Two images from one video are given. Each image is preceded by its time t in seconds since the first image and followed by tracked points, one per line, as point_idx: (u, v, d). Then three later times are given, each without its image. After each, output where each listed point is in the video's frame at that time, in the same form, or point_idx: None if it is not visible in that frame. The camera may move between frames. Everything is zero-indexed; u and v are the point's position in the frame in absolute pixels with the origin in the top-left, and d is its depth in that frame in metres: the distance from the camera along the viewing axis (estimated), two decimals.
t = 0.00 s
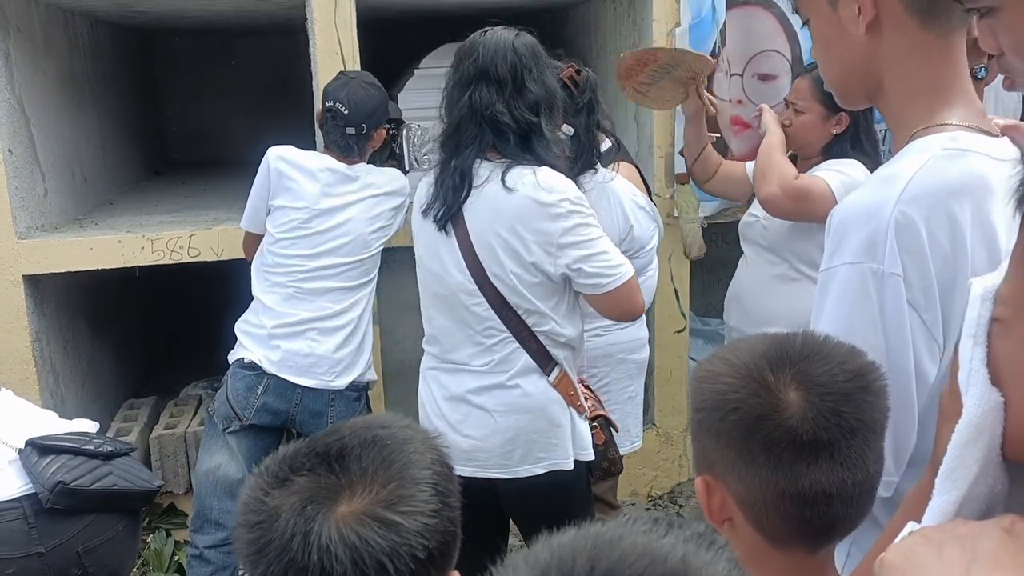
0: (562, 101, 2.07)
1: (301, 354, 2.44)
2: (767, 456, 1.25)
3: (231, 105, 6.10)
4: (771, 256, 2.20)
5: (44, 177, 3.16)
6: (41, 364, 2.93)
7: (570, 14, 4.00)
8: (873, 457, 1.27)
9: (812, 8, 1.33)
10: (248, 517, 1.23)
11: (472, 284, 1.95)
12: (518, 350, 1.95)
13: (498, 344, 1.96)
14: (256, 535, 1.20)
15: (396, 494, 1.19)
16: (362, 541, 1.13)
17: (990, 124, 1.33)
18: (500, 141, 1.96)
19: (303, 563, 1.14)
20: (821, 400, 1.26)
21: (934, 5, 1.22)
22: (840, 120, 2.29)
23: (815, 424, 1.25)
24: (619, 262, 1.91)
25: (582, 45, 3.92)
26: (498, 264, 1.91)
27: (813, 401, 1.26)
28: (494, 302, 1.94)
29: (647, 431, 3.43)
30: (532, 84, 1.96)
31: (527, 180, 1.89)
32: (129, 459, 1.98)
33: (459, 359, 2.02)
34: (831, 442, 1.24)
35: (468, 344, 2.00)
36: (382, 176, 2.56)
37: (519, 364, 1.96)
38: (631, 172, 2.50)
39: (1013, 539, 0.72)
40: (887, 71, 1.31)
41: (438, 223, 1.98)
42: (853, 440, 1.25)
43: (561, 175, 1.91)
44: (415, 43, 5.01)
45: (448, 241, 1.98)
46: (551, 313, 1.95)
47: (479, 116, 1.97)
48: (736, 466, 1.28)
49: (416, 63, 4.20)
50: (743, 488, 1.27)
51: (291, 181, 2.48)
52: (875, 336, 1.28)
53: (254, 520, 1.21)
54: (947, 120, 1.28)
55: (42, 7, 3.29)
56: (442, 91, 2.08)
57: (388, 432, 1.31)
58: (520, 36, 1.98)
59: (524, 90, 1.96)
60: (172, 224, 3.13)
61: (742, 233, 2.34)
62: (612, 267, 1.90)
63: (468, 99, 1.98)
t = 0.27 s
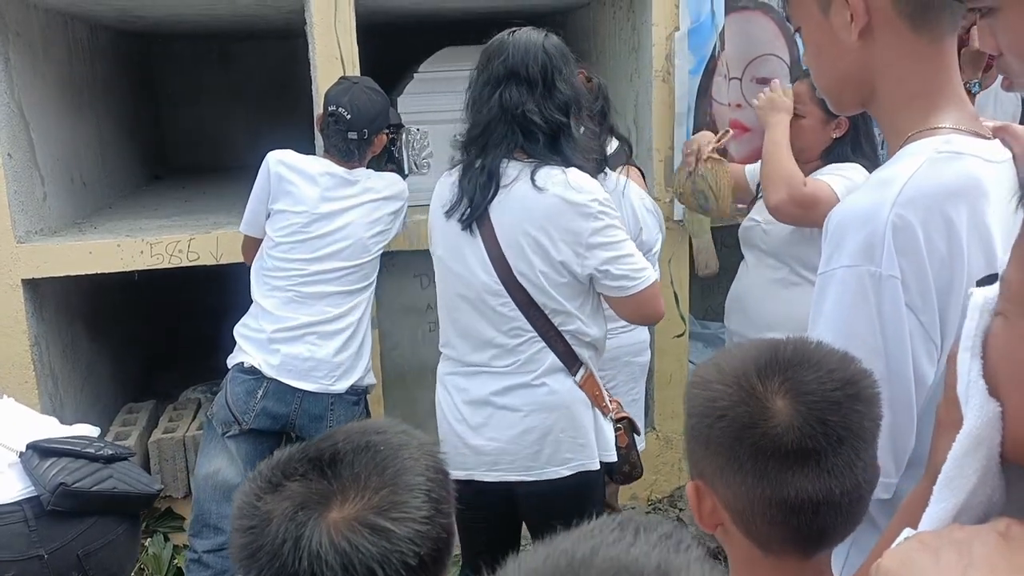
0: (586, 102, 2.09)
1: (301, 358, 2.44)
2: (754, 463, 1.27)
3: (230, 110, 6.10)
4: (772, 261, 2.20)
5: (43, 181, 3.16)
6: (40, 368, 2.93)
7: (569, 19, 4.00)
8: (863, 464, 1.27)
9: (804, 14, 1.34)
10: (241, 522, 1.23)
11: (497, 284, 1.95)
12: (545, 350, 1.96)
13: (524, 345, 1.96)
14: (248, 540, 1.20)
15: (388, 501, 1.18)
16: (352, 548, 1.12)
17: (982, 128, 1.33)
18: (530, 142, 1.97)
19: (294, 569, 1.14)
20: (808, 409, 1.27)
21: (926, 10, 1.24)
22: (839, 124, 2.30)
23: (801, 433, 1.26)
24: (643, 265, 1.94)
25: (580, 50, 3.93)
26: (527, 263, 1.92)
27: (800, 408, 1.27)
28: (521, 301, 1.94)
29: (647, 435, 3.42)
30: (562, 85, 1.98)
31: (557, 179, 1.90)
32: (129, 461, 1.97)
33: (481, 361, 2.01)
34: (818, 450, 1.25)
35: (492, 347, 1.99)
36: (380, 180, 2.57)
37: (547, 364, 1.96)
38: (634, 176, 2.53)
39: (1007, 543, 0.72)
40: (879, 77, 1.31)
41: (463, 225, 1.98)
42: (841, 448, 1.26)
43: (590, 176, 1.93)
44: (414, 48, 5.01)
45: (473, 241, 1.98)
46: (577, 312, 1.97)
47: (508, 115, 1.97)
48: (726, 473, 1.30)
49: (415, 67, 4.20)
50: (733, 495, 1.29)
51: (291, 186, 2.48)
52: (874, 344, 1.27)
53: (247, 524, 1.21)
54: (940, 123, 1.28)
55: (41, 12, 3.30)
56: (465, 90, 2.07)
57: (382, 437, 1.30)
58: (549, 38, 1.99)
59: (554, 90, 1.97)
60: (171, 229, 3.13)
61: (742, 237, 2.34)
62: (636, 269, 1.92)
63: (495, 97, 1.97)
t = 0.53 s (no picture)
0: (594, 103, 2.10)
1: (301, 361, 2.44)
2: (751, 470, 1.25)
3: (229, 113, 6.11)
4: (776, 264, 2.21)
5: (42, 185, 3.16)
6: (39, 372, 2.93)
7: (567, 22, 4.01)
8: (854, 451, 1.28)
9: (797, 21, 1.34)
10: (239, 527, 1.23)
11: (510, 289, 1.95)
12: (558, 353, 1.97)
13: (537, 349, 1.96)
14: (247, 545, 1.20)
15: (386, 504, 1.18)
16: (351, 551, 1.12)
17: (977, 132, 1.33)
18: (541, 144, 1.98)
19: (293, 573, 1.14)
20: (793, 406, 1.28)
21: (920, 14, 1.26)
22: (841, 128, 2.29)
23: (793, 430, 1.26)
24: (654, 269, 1.94)
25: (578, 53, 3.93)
26: (540, 267, 1.92)
27: (785, 407, 1.29)
28: (533, 305, 1.94)
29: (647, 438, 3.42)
30: (572, 86, 1.99)
31: (569, 183, 1.91)
32: (132, 469, 1.98)
33: (494, 364, 2.01)
34: (810, 443, 1.26)
35: (503, 351, 1.99)
36: (378, 183, 2.58)
37: (557, 367, 1.96)
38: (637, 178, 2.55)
39: (997, 549, 0.75)
40: (874, 81, 1.31)
41: (475, 229, 1.98)
42: (831, 438, 1.26)
43: (601, 180, 1.94)
44: (412, 52, 5.02)
45: (485, 245, 1.97)
46: (590, 316, 1.98)
47: (519, 117, 1.97)
48: (723, 485, 1.28)
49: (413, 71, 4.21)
50: (734, 508, 1.27)
51: (291, 189, 2.48)
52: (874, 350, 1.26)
53: (245, 528, 1.21)
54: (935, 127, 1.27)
55: (40, 17, 3.31)
56: (474, 91, 2.07)
57: (379, 441, 1.30)
58: (559, 40, 2.00)
59: (564, 92, 1.98)
60: (170, 232, 3.13)
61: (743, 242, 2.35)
62: (647, 273, 1.93)
63: (506, 100, 1.97)
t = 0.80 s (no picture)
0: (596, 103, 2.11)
1: (300, 363, 2.43)
2: (732, 471, 1.22)
3: (228, 115, 6.10)
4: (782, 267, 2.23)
5: (41, 187, 3.16)
6: (38, 374, 2.92)
7: (567, 23, 4.01)
8: (818, 434, 1.29)
9: (800, 23, 1.34)
10: (247, 533, 1.22)
11: (517, 291, 1.95)
12: (564, 356, 1.97)
13: (543, 351, 1.97)
14: (256, 551, 1.19)
15: (394, 507, 1.18)
16: (361, 553, 1.11)
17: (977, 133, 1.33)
18: (547, 145, 1.98)
19: None
20: (756, 401, 1.28)
21: (920, 16, 1.26)
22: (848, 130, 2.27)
23: (762, 423, 1.25)
24: (660, 274, 1.93)
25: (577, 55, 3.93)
26: (546, 270, 1.92)
27: (749, 403, 1.28)
28: (539, 308, 1.94)
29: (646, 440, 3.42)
30: (579, 87, 1.99)
31: (575, 186, 1.92)
32: (135, 474, 1.97)
33: (500, 366, 2.01)
34: (781, 434, 1.25)
35: (510, 353, 1.99)
36: (378, 185, 2.58)
37: (562, 370, 1.97)
38: (638, 179, 2.56)
39: (992, 555, 0.75)
40: (876, 83, 1.31)
41: (482, 230, 1.98)
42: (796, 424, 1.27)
43: (607, 183, 1.95)
44: (411, 54, 5.01)
45: (492, 248, 1.97)
46: (595, 318, 1.98)
47: (526, 117, 1.97)
48: (706, 493, 1.23)
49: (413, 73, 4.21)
50: (722, 515, 1.23)
51: (291, 191, 2.47)
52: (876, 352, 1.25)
53: (254, 533, 1.20)
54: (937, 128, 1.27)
55: (39, 18, 3.30)
56: (479, 90, 2.06)
57: (386, 443, 1.31)
58: (566, 40, 1.99)
59: (571, 94, 1.98)
60: (169, 234, 3.12)
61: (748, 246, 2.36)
62: (651, 276, 1.92)
63: (513, 99, 1.97)
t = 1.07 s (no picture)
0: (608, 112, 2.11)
1: (301, 366, 2.44)
2: (699, 474, 1.22)
3: (228, 119, 6.12)
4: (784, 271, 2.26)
5: (41, 191, 3.16)
6: (38, 378, 2.93)
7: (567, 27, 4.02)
8: (790, 443, 1.28)
9: (801, 30, 1.36)
10: (258, 532, 1.21)
11: (521, 294, 1.96)
12: (568, 359, 1.98)
13: (547, 354, 1.97)
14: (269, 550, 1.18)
15: (410, 506, 1.19)
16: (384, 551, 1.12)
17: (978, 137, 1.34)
18: (552, 147, 1.99)
19: None
20: (726, 406, 1.28)
21: (923, 21, 1.27)
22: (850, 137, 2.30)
23: (731, 427, 1.25)
24: (664, 278, 1.94)
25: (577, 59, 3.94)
26: (551, 272, 1.93)
27: (719, 407, 1.28)
28: (544, 312, 1.95)
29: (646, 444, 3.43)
30: (583, 91, 1.99)
31: (581, 190, 1.92)
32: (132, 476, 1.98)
33: (505, 369, 2.01)
34: (750, 438, 1.25)
35: (514, 356, 2.00)
36: (378, 189, 2.59)
37: (565, 373, 1.98)
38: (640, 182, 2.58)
39: (981, 558, 0.75)
40: (877, 88, 1.32)
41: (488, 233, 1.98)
42: (767, 432, 1.26)
43: (613, 188, 1.96)
44: (410, 58, 5.02)
45: (498, 251, 1.98)
46: (600, 322, 1.99)
47: (531, 119, 1.98)
48: (676, 495, 1.24)
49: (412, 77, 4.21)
50: (688, 517, 1.23)
51: (292, 195, 2.48)
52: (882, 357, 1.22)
53: (266, 532, 1.19)
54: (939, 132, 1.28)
55: (40, 22, 3.31)
56: (489, 95, 2.08)
57: (395, 443, 1.31)
58: (573, 45, 2.01)
59: (576, 97, 1.98)
60: (170, 238, 3.13)
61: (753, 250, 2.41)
62: (657, 281, 1.93)
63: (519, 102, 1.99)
